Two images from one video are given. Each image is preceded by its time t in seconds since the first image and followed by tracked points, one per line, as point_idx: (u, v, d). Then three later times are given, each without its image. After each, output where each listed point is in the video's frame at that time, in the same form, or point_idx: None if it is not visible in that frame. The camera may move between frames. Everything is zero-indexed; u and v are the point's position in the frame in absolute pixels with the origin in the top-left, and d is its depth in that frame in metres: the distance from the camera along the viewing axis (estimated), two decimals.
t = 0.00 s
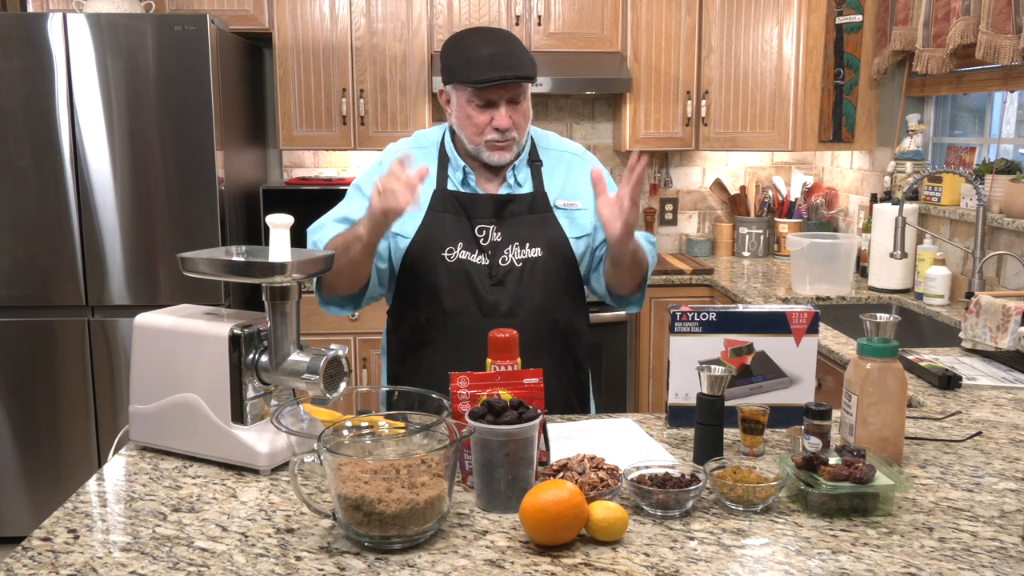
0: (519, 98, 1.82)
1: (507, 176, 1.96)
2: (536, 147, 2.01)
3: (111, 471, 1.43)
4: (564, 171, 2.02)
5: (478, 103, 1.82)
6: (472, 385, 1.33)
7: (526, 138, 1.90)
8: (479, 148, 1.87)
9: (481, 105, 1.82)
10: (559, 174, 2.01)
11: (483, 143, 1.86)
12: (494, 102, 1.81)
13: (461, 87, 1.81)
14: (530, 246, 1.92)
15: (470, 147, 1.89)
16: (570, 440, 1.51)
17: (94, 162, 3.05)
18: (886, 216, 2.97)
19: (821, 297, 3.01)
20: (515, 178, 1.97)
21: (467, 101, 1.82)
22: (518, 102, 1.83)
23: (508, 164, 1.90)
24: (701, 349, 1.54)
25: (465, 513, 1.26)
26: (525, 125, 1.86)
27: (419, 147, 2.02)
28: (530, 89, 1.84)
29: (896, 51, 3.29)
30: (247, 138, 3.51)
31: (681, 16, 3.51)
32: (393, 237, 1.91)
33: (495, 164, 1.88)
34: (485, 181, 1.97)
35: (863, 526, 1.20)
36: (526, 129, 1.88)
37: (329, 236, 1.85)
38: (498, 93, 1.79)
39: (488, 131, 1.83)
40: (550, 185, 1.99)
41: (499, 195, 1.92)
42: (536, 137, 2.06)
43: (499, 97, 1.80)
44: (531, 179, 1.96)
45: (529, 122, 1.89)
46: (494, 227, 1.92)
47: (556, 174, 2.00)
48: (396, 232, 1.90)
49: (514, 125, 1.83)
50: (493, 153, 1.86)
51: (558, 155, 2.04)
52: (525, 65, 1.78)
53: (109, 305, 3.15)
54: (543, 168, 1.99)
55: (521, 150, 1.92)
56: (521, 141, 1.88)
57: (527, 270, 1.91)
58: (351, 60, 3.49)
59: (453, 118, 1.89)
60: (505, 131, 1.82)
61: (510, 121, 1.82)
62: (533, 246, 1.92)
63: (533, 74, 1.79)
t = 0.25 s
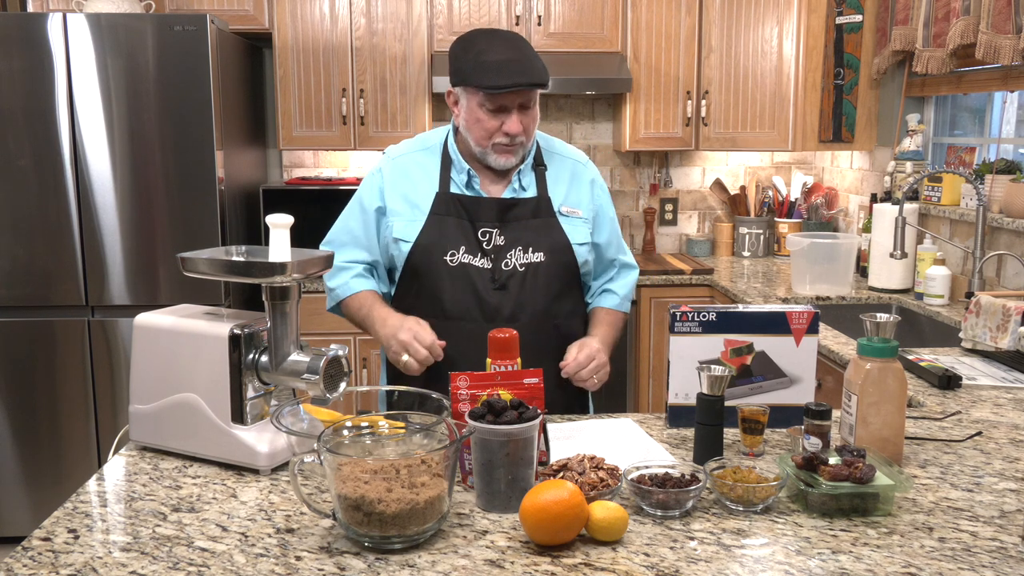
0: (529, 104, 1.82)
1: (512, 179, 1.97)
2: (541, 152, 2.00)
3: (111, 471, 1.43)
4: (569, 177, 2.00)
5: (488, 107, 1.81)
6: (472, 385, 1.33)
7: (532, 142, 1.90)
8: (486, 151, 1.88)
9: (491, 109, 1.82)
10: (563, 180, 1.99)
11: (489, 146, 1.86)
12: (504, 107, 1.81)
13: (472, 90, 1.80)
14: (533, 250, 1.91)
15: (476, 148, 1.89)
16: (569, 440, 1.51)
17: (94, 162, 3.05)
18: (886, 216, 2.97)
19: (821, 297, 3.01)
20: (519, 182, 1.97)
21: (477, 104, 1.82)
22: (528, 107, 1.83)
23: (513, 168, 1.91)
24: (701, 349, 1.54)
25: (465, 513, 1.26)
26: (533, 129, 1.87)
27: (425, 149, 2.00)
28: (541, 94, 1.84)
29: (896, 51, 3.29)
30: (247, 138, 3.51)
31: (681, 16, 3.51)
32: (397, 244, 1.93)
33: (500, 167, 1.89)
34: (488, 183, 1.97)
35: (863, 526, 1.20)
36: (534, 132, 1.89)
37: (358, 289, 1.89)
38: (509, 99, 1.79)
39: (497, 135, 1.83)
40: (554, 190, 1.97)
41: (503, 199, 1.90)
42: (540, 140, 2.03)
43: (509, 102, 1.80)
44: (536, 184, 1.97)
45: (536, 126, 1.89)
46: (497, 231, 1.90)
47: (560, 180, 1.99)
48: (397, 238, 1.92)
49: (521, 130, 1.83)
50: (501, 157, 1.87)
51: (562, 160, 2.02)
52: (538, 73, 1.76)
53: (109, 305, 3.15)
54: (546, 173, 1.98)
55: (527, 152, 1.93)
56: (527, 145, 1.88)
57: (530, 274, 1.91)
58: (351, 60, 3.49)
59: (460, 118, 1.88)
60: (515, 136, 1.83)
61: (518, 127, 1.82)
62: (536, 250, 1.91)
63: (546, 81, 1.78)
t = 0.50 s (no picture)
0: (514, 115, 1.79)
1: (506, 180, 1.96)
2: (536, 151, 1.99)
3: (111, 471, 1.43)
4: (564, 178, 2.00)
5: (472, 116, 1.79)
6: (472, 385, 1.33)
7: (521, 149, 1.89)
8: (472, 155, 1.87)
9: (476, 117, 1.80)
10: (559, 181, 1.99)
11: (474, 152, 1.86)
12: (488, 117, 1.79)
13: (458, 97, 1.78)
14: (526, 252, 1.90)
15: (463, 151, 1.89)
16: (570, 440, 1.51)
17: (94, 162, 3.05)
18: (886, 216, 2.97)
19: (821, 297, 3.01)
20: (513, 183, 1.97)
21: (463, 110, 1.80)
22: (514, 117, 1.80)
23: (499, 173, 1.90)
24: (701, 349, 1.54)
25: (465, 513, 1.26)
26: (520, 137, 1.85)
27: (422, 148, 2.01)
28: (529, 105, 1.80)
29: (896, 51, 3.28)
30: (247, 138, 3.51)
31: (681, 16, 3.51)
32: (392, 244, 1.94)
33: (486, 172, 1.89)
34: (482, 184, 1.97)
35: (863, 526, 1.20)
36: (523, 139, 1.87)
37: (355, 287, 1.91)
38: (492, 110, 1.76)
39: (482, 142, 1.82)
40: (549, 192, 1.98)
41: (497, 201, 1.89)
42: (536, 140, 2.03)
43: (493, 113, 1.77)
44: (530, 184, 1.96)
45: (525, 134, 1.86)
46: (490, 232, 1.90)
47: (556, 182, 1.99)
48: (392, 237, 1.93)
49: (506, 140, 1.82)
50: (486, 162, 1.87)
51: (559, 161, 2.02)
52: (523, 88, 1.72)
53: (109, 305, 3.15)
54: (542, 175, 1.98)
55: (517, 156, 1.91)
56: (513, 153, 1.87)
57: (521, 276, 1.90)
58: (351, 60, 3.49)
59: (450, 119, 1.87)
60: (499, 145, 1.82)
61: (501, 137, 1.81)
62: (529, 253, 1.90)
63: (531, 95, 1.74)
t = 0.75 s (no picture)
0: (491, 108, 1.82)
1: (493, 178, 1.97)
2: (524, 148, 2.00)
3: (111, 471, 1.43)
4: (553, 175, 2.01)
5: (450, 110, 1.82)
6: (472, 385, 1.33)
7: (502, 146, 1.90)
8: (452, 154, 1.89)
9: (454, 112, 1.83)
10: (548, 178, 2.00)
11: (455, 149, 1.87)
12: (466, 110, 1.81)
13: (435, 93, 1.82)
14: (514, 249, 1.91)
15: (445, 151, 1.91)
16: (570, 440, 1.51)
17: (94, 162, 3.05)
18: (886, 216, 2.97)
19: (821, 297, 3.01)
20: (501, 180, 1.97)
21: (440, 106, 1.83)
22: (491, 111, 1.83)
23: (482, 171, 1.91)
24: (701, 349, 1.54)
25: (465, 513, 1.26)
26: (499, 133, 1.86)
27: (410, 150, 2.02)
28: (506, 98, 1.83)
29: (896, 51, 3.28)
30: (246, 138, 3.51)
31: (681, 16, 3.51)
32: (382, 245, 1.95)
33: (469, 170, 1.90)
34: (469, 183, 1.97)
35: (863, 526, 1.20)
36: (502, 137, 1.88)
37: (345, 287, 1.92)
38: (469, 101, 1.79)
39: (460, 138, 1.84)
40: (538, 187, 1.98)
41: (484, 198, 1.91)
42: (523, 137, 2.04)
43: (470, 105, 1.80)
44: (517, 182, 1.97)
45: (505, 130, 1.88)
46: (477, 231, 1.91)
47: (545, 178, 1.99)
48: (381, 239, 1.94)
49: (485, 133, 1.84)
50: (465, 159, 1.88)
51: (548, 158, 2.02)
52: (497, 76, 1.76)
53: (109, 305, 3.15)
54: (530, 172, 1.98)
55: (498, 155, 1.92)
56: (495, 149, 1.88)
57: (510, 273, 1.91)
58: (351, 60, 3.48)
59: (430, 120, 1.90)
60: (476, 139, 1.83)
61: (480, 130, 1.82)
62: (516, 250, 1.91)
63: (506, 84, 1.77)
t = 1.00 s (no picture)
0: (477, 99, 1.84)
1: (482, 175, 1.96)
2: (510, 145, 2.01)
3: (111, 471, 1.43)
4: (541, 171, 2.00)
5: (436, 105, 1.84)
6: (472, 385, 1.33)
7: (490, 142, 1.91)
8: (442, 152, 1.89)
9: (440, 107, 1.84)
10: (535, 175, 2.00)
11: (444, 146, 1.87)
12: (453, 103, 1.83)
13: (420, 91, 1.84)
14: (505, 246, 1.91)
15: (434, 151, 1.91)
16: (570, 440, 1.51)
17: (94, 162, 3.05)
18: (886, 216, 2.97)
19: (821, 297, 3.01)
20: (489, 178, 1.97)
21: (426, 103, 1.84)
22: (477, 104, 1.84)
23: (473, 168, 1.90)
24: (701, 349, 1.54)
25: (465, 513, 1.26)
26: (487, 127, 1.87)
27: (398, 152, 2.01)
28: (491, 90, 1.85)
29: (896, 51, 3.28)
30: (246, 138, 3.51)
31: (681, 16, 3.51)
32: (373, 246, 1.95)
33: (459, 167, 1.89)
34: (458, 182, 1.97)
35: (863, 526, 1.20)
36: (490, 132, 1.89)
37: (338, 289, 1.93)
38: (455, 93, 1.81)
39: (449, 133, 1.85)
40: (526, 184, 1.98)
41: (474, 196, 1.91)
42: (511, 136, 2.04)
43: (457, 97, 1.82)
44: (505, 179, 1.97)
45: (493, 124, 1.89)
46: (467, 229, 1.91)
47: (533, 175, 1.99)
48: (372, 240, 1.94)
49: (473, 126, 1.84)
50: (456, 156, 1.88)
51: (535, 155, 2.02)
52: (481, 66, 1.78)
53: (109, 305, 3.15)
54: (518, 169, 1.98)
55: (487, 152, 1.92)
56: (484, 144, 1.89)
57: (501, 271, 1.91)
58: (351, 60, 3.48)
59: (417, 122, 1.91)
60: (465, 133, 1.84)
61: (468, 122, 1.83)
62: (507, 247, 1.91)
63: (489, 73, 1.79)
